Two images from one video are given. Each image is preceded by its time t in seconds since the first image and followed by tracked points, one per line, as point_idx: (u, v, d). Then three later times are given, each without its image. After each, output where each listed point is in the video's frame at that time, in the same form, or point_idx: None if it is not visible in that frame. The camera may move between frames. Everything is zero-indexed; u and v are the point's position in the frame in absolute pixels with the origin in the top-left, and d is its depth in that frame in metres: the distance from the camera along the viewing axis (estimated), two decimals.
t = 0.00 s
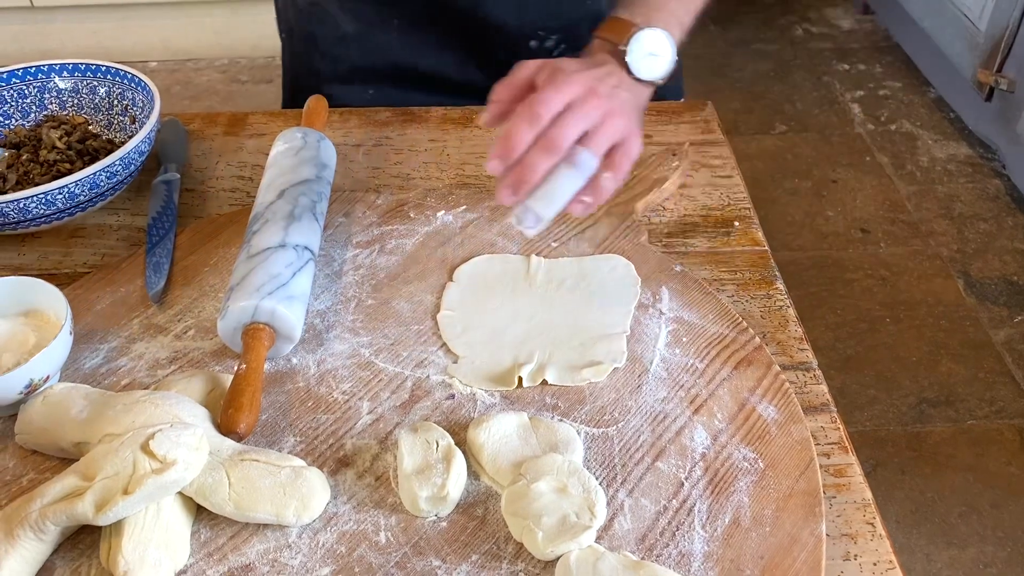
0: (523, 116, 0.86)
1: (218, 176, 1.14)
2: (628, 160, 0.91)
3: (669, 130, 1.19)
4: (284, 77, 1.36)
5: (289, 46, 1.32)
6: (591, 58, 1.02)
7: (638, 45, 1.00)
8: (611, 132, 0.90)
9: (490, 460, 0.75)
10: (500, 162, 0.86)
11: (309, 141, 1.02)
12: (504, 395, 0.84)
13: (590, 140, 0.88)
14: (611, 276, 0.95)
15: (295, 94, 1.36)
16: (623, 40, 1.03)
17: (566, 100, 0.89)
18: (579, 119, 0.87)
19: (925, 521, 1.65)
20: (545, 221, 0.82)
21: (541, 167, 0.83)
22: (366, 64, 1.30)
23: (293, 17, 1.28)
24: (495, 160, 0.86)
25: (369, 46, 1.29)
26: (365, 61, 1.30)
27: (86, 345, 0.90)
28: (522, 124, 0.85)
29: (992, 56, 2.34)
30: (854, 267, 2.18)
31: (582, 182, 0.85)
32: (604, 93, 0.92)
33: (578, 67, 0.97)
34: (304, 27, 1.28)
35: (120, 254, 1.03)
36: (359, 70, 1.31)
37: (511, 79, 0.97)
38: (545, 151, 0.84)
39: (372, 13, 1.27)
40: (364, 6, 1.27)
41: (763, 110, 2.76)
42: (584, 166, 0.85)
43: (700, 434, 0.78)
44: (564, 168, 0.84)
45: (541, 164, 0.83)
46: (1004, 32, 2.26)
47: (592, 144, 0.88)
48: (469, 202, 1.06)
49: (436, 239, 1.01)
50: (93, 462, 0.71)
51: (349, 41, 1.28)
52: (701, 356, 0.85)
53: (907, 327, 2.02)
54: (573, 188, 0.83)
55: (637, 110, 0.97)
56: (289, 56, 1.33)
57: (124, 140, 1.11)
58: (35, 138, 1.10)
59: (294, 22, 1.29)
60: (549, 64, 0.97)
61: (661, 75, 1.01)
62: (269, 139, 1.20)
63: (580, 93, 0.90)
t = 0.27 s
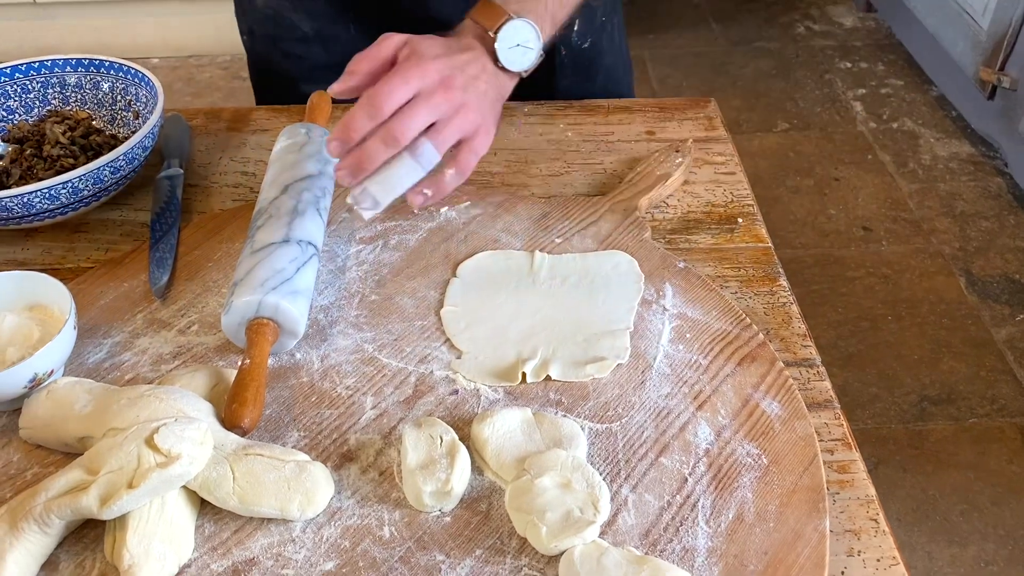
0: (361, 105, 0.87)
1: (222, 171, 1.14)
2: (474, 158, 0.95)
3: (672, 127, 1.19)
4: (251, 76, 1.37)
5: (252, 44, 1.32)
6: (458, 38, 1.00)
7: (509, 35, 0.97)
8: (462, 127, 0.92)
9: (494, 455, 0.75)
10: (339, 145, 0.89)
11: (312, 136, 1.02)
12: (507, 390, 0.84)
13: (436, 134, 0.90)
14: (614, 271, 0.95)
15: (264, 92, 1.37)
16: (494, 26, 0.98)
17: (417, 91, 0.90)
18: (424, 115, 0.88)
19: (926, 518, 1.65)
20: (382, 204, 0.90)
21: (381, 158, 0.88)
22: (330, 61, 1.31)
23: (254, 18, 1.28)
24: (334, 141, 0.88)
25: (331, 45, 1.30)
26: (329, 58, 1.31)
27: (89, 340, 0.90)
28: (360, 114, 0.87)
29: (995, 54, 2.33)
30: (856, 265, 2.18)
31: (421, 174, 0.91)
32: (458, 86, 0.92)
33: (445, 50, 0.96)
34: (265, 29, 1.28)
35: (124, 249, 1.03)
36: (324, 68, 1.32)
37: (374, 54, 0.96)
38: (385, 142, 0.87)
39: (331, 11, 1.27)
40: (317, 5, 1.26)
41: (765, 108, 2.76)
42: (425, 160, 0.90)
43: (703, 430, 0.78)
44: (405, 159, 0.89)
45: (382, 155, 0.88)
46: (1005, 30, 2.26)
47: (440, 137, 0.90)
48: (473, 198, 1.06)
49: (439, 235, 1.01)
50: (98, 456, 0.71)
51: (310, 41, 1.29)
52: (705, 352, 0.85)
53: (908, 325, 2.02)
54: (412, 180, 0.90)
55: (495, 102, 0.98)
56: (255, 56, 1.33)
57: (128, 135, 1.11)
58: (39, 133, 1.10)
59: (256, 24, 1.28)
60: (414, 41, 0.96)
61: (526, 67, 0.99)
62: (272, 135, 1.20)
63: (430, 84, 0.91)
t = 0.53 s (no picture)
0: (289, 142, 0.76)
1: (229, 169, 1.14)
2: (423, 199, 0.85)
3: (678, 126, 1.19)
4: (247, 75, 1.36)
5: (247, 45, 1.31)
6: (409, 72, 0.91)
7: (464, 71, 0.90)
8: (410, 166, 0.82)
9: (503, 454, 0.76)
10: (267, 186, 0.78)
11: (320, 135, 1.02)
12: (515, 388, 0.84)
13: (379, 172, 0.79)
14: (621, 270, 0.95)
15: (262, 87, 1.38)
16: (450, 59, 0.90)
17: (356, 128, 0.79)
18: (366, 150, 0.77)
19: (929, 518, 1.65)
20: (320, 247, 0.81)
21: (317, 198, 0.76)
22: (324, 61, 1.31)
23: (247, 19, 1.27)
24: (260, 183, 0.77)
25: (324, 46, 1.29)
26: (323, 59, 1.31)
27: (98, 338, 0.90)
28: (288, 151, 0.76)
29: (998, 53, 2.33)
30: (859, 264, 2.18)
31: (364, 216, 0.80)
32: (404, 121, 0.83)
33: (390, 83, 0.87)
34: (258, 30, 1.28)
35: (132, 246, 1.03)
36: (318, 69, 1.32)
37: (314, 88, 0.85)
38: (320, 182, 0.75)
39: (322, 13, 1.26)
40: (308, 6, 1.25)
41: (768, 107, 2.75)
42: (369, 200, 0.79)
43: (711, 428, 0.78)
44: (346, 200, 0.78)
45: (318, 196, 0.76)
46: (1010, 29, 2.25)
47: (383, 176, 0.80)
48: (479, 196, 1.06)
49: (446, 233, 1.02)
50: (109, 454, 0.71)
51: (303, 42, 1.28)
52: (712, 350, 0.86)
53: (911, 324, 2.02)
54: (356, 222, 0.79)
55: (447, 141, 0.90)
56: (252, 55, 1.32)
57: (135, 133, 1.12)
58: (46, 130, 1.10)
59: (250, 24, 1.28)
60: (358, 75, 0.86)
61: (486, 104, 0.92)
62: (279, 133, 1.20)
63: (372, 120, 0.81)
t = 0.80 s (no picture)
0: (219, 146, 0.76)
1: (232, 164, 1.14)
2: (365, 212, 0.82)
3: (682, 121, 1.18)
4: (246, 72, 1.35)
5: (246, 41, 1.30)
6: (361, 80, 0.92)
7: (421, 79, 0.90)
8: (352, 175, 0.80)
9: (506, 449, 0.75)
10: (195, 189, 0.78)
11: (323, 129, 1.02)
12: (518, 384, 0.84)
13: (316, 179, 0.78)
14: (625, 266, 0.95)
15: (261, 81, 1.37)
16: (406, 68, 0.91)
17: (293, 134, 0.79)
18: (300, 157, 0.76)
19: (932, 516, 1.64)
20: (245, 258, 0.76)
21: (246, 204, 0.74)
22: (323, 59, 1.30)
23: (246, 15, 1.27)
24: (188, 185, 0.78)
25: (324, 44, 1.28)
26: (323, 57, 1.30)
27: (100, 332, 0.90)
28: (217, 155, 0.76)
29: (1002, 51, 2.32)
30: (862, 262, 2.17)
31: (299, 226, 0.77)
32: (346, 129, 0.82)
33: (337, 89, 0.87)
34: (256, 26, 1.27)
35: (134, 241, 1.03)
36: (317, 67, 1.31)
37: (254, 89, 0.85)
38: (249, 186, 0.74)
39: (323, 11, 1.26)
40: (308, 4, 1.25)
41: (771, 104, 2.75)
42: (303, 209, 0.76)
43: (716, 424, 0.78)
44: (277, 207, 0.75)
45: (247, 202, 0.74)
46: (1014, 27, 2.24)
47: (319, 184, 0.78)
48: (483, 191, 1.06)
49: (450, 228, 1.01)
50: (111, 448, 0.71)
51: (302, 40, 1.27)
52: (717, 346, 0.85)
53: (914, 322, 2.02)
54: (287, 231, 0.76)
55: (396, 151, 0.89)
56: (250, 51, 1.31)
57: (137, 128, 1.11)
58: (48, 125, 1.10)
59: (248, 20, 1.26)
60: (302, 78, 0.86)
61: (440, 117, 0.92)
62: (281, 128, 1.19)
63: (312, 127, 0.80)
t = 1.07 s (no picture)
0: (238, 139, 0.77)
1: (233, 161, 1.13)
2: (377, 202, 0.84)
3: (684, 119, 1.18)
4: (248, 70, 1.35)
5: (248, 38, 1.30)
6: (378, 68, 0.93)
7: (437, 69, 0.91)
8: (365, 168, 0.82)
9: (508, 446, 0.75)
10: (216, 180, 0.78)
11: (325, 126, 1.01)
12: (520, 381, 0.84)
13: (331, 173, 0.79)
14: (627, 263, 0.95)
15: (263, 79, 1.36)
16: (423, 57, 0.92)
17: (310, 127, 0.80)
18: (315, 151, 0.77)
19: (933, 514, 1.64)
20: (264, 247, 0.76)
21: (262, 197, 0.75)
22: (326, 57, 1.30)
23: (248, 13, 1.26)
24: (210, 175, 0.78)
25: (326, 42, 1.28)
26: (325, 55, 1.30)
27: (102, 329, 0.90)
28: (235, 149, 0.77)
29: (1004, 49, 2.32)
30: (863, 260, 2.17)
31: (312, 218, 0.78)
32: (361, 123, 0.83)
33: (353, 80, 0.87)
34: (259, 24, 1.26)
35: (135, 238, 1.03)
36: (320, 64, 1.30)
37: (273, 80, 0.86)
38: (266, 180, 0.75)
39: (325, 10, 1.25)
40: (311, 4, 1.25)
41: (772, 102, 2.74)
42: (317, 202, 0.78)
43: (718, 421, 0.78)
44: (292, 200, 0.76)
45: (263, 195, 0.75)
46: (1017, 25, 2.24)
47: (332, 177, 0.79)
48: (484, 188, 1.05)
49: (451, 226, 1.01)
50: (113, 444, 0.71)
51: (305, 38, 1.27)
52: (719, 344, 0.85)
53: (915, 320, 2.01)
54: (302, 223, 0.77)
55: (409, 141, 0.91)
56: (253, 48, 1.31)
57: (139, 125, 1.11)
58: (50, 121, 1.10)
59: (250, 18, 1.26)
60: (320, 69, 0.87)
61: (456, 105, 0.93)
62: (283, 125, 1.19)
63: (327, 120, 0.81)
